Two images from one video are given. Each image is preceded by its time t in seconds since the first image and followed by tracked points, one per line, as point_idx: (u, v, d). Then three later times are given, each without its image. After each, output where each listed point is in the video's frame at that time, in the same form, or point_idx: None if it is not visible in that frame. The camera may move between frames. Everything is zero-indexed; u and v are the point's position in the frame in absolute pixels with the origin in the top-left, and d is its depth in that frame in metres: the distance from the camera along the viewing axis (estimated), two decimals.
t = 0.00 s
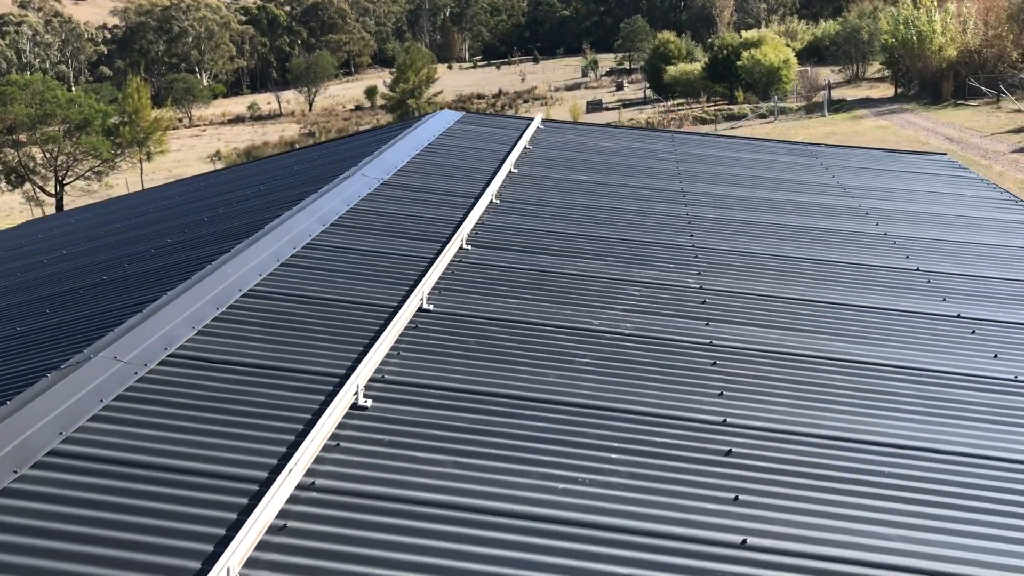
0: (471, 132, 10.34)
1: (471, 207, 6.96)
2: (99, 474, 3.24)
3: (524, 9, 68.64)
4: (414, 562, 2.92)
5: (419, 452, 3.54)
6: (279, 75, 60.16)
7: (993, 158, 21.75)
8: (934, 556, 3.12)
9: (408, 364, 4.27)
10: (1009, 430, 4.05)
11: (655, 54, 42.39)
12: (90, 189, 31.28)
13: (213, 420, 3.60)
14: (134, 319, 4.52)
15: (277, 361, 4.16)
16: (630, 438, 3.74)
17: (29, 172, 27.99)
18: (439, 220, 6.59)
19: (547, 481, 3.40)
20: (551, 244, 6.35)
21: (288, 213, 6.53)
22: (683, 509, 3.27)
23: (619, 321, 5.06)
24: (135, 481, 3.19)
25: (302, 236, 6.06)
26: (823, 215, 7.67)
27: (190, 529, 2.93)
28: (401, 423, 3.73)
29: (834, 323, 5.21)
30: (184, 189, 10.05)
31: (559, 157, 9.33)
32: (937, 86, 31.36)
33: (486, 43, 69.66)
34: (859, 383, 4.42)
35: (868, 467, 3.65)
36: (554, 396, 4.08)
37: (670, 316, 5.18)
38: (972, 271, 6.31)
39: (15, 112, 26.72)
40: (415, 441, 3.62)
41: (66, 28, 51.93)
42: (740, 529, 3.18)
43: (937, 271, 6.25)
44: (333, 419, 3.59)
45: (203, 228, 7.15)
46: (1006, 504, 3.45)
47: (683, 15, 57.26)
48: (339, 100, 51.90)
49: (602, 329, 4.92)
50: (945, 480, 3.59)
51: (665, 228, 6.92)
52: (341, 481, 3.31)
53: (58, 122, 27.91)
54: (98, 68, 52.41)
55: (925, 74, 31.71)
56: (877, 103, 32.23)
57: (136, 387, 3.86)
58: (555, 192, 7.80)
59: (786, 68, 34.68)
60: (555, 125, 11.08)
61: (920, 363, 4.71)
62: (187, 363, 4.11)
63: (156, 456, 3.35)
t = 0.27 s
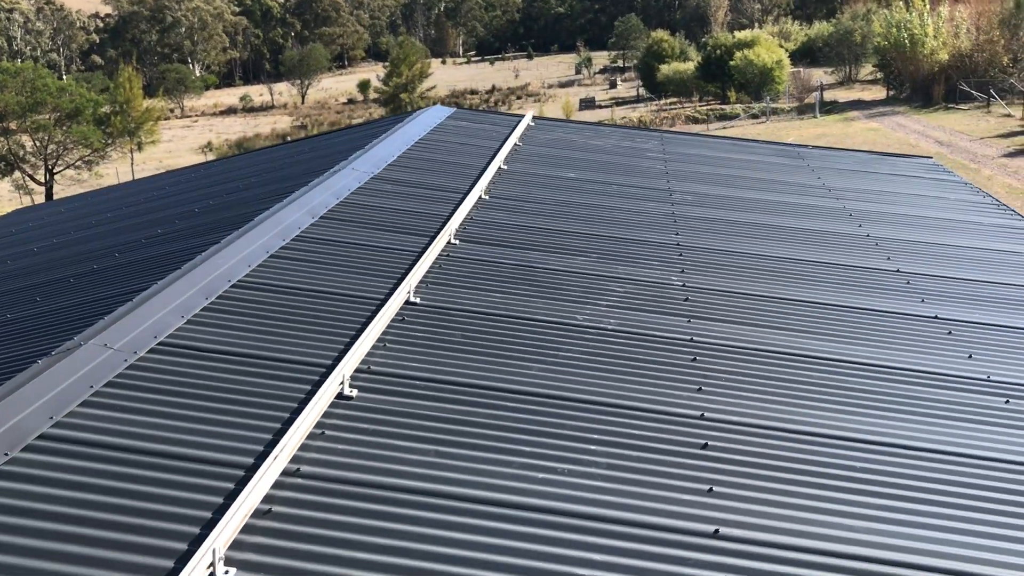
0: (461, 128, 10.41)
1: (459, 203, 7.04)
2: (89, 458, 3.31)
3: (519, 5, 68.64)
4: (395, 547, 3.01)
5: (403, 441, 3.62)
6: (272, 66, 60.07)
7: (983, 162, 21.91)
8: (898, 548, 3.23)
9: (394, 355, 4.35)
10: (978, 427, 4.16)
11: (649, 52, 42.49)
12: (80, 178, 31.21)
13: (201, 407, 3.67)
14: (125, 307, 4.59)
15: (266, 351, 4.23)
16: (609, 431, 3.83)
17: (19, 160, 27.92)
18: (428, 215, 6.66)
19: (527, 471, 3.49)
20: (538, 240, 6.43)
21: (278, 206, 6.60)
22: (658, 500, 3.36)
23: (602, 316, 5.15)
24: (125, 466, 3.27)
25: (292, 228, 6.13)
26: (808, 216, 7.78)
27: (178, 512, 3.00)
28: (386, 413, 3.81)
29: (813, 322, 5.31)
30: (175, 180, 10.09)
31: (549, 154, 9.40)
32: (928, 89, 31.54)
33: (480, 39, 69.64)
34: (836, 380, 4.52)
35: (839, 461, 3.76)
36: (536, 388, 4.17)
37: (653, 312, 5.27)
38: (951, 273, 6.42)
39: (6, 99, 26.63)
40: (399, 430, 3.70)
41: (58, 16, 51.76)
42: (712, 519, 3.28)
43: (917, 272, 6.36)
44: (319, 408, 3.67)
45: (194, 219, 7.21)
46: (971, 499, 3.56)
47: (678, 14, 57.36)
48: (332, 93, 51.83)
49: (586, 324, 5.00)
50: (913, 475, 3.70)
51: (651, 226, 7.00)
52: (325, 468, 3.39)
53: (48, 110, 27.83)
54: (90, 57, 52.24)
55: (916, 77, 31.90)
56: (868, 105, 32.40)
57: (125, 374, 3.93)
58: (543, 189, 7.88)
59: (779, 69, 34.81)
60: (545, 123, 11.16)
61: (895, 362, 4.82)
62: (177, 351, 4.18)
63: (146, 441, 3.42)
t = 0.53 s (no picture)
0: (456, 126, 10.45)
1: (451, 200, 7.09)
2: (78, 445, 3.36)
3: (518, 5, 68.66)
4: (376, 535, 3.07)
5: (387, 433, 3.68)
6: (270, 62, 60.01)
7: (977, 169, 22.02)
8: (870, 544, 3.29)
9: (381, 349, 4.40)
10: (955, 428, 4.23)
11: (647, 54, 42.56)
12: (76, 171, 31.19)
13: (189, 397, 3.72)
14: (115, 297, 4.63)
15: (254, 343, 4.28)
16: (591, 426, 3.89)
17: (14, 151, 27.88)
18: (419, 212, 6.72)
19: (509, 464, 3.55)
20: (528, 238, 6.49)
21: (271, 200, 6.65)
22: (636, 493, 3.43)
23: (588, 314, 5.21)
24: (112, 452, 3.32)
25: (284, 222, 6.18)
26: (797, 219, 7.85)
27: (163, 498, 3.05)
28: (371, 405, 3.86)
29: (796, 323, 5.38)
30: (169, 173, 10.12)
31: (542, 154, 9.45)
32: (925, 95, 31.65)
33: (478, 37, 69.63)
34: (817, 380, 4.59)
35: (817, 458, 3.82)
36: (520, 384, 4.23)
37: (639, 311, 5.33)
38: (937, 277, 6.48)
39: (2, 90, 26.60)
40: (384, 422, 3.75)
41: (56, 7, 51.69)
42: (689, 513, 3.34)
43: (902, 276, 6.44)
44: (305, 399, 3.72)
45: (187, 212, 7.25)
46: (944, 498, 3.63)
47: (677, 16, 57.41)
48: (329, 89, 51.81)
49: (572, 322, 5.07)
50: (888, 473, 3.77)
51: (641, 226, 7.06)
52: (310, 458, 3.44)
53: (45, 101, 27.81)
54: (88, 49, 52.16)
55: (913, 83, 32.00)
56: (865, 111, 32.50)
57: (114, 363, 3.98)
58: (535, 188, 7.94)
59: (776, 73, 34.89)
60: (540, 122, 11.21)
61: (875, 363, 4.89)
62: (166, 341, 4.23)
63: (134, 429, 3.47)
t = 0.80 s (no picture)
0: (458, 132, 10.53)
1: (450, 204, 7.15)
2: (74, 441, 3.42)
3: (526, 11, 68.90)
4: (363, 533, 3.12)
5: (379, 432, 3.74)
6: (279, 67, 60.28)
7: (983, 177, 22.03)
8: (849, 544, 3.35)
9: (377, 350, 4.47)
10: (943, 431, 4.27)
11: (654, 61, 42.65)
12: (86, 174, 31.37)
13: (185, 395, 3.79)
14: (115, 298, 4.70)
15: (251, 343, 4.34)
16: (581, 427, 3.95)
17: (25, 154, 28.04)
18: (418, 215, 6.79)
19: (499, 463, 3.61)
20: (526, 241, 6.54)
21: (272, 202, 6.71)
22: (623, 493, 3.48)
23: (583, 317, 5.27)
24: (107, 449, 3.38)
25: (284, 225, 6.24)
26: (796, 225, 7.89)
27: (156, 494, 3.11)
28: (365, 405, 3.93)
29: (789, 327, 5.43)
30: (174, 176, 10.21)
31: (543, 159, 9.52)
32: (931, 103, 31.66)
33: (486, 43, 69.82)
34: (807, 384, 4.64)
35: (804, 459, 3.87)
36: (513, 386, 4.28)
37: (634, 314, 5.39)
38: (932, 284, 6.53)
39: (13, 93, 26.76)
40: (376, 421, 3.81)
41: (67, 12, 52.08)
42: (674, 513, 3.39)
43: (898, 282, 6.48)
44: (298, 398, 3.79)
45: (190, 215, 7.32)
46: (929, 500, 3.68)
47: (684, 23, 57.55)
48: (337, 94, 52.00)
49: (566, 325, 5.12)
50: (874, 475, 3.81)
51: (639, 231, 7.12)
52: (301, 455, 3.50)
53: (55, 105, 27.98)
54: (98, 53, 52.51)
55: (919, 91, 32.02)
56: (871, 118, 32.53)
57: (113, 362, 4.04)
58: (535, 193, 8.00)
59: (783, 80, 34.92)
60: (542, 128, 11.28)
61: (867, 368, 4.94)
62: (163, 341, 4.29)
63: (130, 426, 3.54)
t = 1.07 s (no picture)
0: (462, 138, 10.58)
1: (450, 208, 7.20)
2: (67, 440, 3.47)
3: (537, 20, 69.05)
4: (350, 530, 3.15)
5: (370, 432, 3.78)
6: (291, 76, 60.57)
7: (994, 184, 21.94)
8: (835, 543, 3.36)
9: (370, 352, 4.51)
10: (933, 433, 4.29)
11: (664, 69, 42.66)
12: (98, 182, 31.55)
13: (178, 395, 3.83)
14: (113, 301, 4.75)
15: (246, 344, 4.39)
16: (570, 428, 3.98)
17: (38, 163, 28.25)
18: (417, 220, 6.83)
19: (487, 463, 3.64)
20: (525, 246, 6.58)
21: (273, 207, 6.77)
22: (610, 492, 3.51)
23: (578, 320, 5.30)
24: (100, 447, 3.42)
25: (283, 229, 6.30)
26: (796, 230, 7.91)
27: (145, 491, 3.16)
28: (356, 405, 3.97)
29: (784, 330, 5.45)
30: (180, 183, 10.29)
31: (545, 165, 9.56)
32: (942, 110, 31.56)
33: (497, 52, 70.00)
34: (799, 386, 4.66)
35: (792, 459, 3.89)
36: (505, 387, 4.32)
37: (629, 318, 5.42)
38: (931, 287, 6.53)
39: (27, 102, 26.99)
40: (366, 422, 3.85)
41: (81, 22, 52.51)
42: (660, 513, 3.42)
43: (896, 286, 6.49)
44: (290, 399, 3.83)
45: (193, 220, 7.38)
46: (916, 501, 3.69)
47: (695, 31, 57.57)
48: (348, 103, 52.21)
49: (561, 327, 5.16)
50: (861, 476, 3.83)
51: (638, 236, 7.15)
52: (291, 454, 3.54)
53: (68, 114, 28.19)
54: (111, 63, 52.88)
55: (929, 98, 31.96)
56: (882, 125, 32.45)
57: (108, 363, 4.09)
58: (536, 198, 8.04)
59: (793, 87, 34.88)
60: (545, 134, 11.32)
61: (859, 370, 4.95)
62: (159, 342, 4.34)
63: (122, 425, 3.58)
